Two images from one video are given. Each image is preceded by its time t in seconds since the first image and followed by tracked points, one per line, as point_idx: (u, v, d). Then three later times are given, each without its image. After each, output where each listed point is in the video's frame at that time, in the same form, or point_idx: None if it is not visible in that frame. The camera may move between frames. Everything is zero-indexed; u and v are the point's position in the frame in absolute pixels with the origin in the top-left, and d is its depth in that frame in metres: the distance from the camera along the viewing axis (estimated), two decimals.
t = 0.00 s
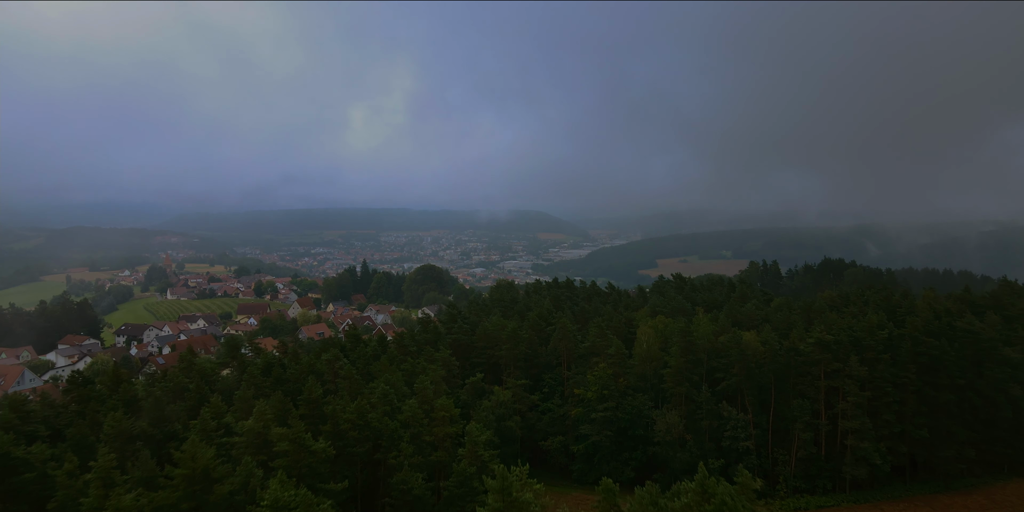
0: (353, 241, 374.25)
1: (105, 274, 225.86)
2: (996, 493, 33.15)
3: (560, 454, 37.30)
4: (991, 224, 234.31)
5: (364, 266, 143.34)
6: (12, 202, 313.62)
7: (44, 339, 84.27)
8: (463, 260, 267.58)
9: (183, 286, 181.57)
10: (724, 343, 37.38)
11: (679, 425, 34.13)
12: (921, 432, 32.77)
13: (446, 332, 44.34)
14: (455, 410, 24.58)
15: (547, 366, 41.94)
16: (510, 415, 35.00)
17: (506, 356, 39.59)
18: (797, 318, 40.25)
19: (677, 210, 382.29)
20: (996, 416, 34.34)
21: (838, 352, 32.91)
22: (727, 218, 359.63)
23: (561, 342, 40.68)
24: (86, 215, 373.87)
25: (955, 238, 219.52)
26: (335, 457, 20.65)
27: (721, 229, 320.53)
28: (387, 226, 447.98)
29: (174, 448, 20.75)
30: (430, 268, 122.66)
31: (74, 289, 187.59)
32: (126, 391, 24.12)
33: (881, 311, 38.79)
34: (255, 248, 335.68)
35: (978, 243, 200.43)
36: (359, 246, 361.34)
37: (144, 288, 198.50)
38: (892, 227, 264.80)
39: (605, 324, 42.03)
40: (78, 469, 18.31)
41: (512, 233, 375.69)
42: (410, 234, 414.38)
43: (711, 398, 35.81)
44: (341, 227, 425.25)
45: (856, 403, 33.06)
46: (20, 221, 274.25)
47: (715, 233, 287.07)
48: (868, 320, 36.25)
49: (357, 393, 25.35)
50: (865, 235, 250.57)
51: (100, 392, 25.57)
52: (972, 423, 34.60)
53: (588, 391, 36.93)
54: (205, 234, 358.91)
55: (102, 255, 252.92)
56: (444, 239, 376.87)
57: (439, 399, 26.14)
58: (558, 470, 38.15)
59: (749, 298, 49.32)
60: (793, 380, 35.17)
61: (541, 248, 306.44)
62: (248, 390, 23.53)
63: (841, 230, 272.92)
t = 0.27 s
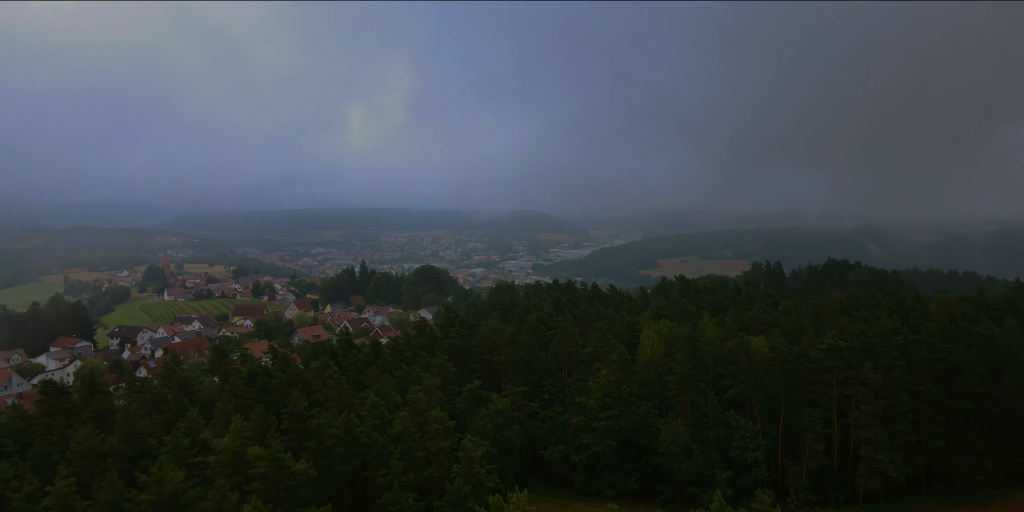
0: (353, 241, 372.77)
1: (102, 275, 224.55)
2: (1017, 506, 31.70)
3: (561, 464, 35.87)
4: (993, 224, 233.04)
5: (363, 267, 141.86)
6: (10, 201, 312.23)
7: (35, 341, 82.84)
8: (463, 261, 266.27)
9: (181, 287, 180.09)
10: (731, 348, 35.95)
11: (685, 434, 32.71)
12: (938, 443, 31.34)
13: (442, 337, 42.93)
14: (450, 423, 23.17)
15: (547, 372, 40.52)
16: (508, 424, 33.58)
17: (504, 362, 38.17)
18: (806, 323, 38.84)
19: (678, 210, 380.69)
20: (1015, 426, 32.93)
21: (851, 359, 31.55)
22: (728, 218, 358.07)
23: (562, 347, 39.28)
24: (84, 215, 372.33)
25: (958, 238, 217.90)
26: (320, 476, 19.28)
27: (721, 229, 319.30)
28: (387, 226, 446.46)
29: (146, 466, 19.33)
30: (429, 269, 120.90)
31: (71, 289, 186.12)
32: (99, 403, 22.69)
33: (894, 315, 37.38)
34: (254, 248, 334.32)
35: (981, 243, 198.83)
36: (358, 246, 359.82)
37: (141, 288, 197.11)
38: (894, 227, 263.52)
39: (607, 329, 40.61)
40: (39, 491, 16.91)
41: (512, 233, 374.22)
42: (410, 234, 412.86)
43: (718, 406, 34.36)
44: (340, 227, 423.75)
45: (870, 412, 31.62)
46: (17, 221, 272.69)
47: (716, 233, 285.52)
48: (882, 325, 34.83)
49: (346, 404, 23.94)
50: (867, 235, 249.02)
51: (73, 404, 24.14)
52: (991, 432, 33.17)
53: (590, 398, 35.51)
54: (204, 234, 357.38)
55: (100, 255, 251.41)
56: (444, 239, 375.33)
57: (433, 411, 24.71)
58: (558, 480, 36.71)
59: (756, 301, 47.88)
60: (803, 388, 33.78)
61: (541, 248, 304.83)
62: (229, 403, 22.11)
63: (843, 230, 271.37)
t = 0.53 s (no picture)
0: (353, 241, 371.62)
1: (101, 275, 223.27)
2: None
3: (561, 475, 34.41)
4: (996, 224, 231.53)
5: (361, 267, 140.52)
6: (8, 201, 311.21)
7: (27, 343, 81.45)
8: (462, 260, 265.08)
9: (178, 287, 178.92)
10: (738, 354, 34.52)
11: (691, 445, 31.29)
12: (956, 453, 29.87)
13: (439, 341, 41.53)
14: (443, 437, 21.78)
15: (547, 378, 39.11)
16: (507, 433, 32.16)
17: (503, 368, 36.78)
18: (816, 327, 37.43)
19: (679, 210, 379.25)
20: None
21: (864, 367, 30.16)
22: (728, 218, 356.62)
23: (562, 352, 37.88)
24: (83, 214, 371.18)
25: (961, 238, 216.47)
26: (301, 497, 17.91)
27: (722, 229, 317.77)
28: (387, 226, 445.21)
29: (112, 487, 17.84)
30: (428, 269, 119.64)
31: (68, 290, 184.87)
32: (68, 417, 21.24)
33: (908, 320, 35.97)
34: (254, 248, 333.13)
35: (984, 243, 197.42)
36: (358, 246, 358.63)
37: (139, 289, 195.84)
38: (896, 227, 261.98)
39: (609, 333, 39.20)
40: None
41: (512, 233, 372.98)
42: (410, 233, 411.57)
43: (725, 414, 32.91)
44: (340, 227, 422.53)
45: (886, 421, 30.14)
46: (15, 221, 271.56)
47: (717, 233, 284.20)
48: (896, 331, 33.42)
49: (333, 417, 22.50)
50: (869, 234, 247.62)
51: (43, 417, 22.71)
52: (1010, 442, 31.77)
53: (591, 406, 34.05)
54: (203, 234, 356.20)
55: (98, 255, 250.29)
56: (444, 239, 374.13)
57: (426, 423, 23.32)
58: (559, 491, 35.27)
59: (762, 305, 46.48)
60: (814, 397, 32.37)
61: (541, 247, 303.50)
62: (207, 416, 20.73)
63: (845, 230, 269.93)
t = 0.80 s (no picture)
0: (353, 241, 370.49)
1: (99, 275, 222.12)
2: None
3: (561, 486, 32.96)
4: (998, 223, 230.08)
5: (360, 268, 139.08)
6: (7, 201, 310.10)
7: (18, 346, 80.01)
8: (462, 260, 263.81)
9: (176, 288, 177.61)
10: (747, 361, 33.11)
11: (698, 456, 29.86)
12: (977, 466, 28.43)
13: (435, 346, 40.10)
14: (436, 454, 20.39)
15: (547, 385, 37.69)
16: (505, 444, 30.73)
17: (501, 374, 35.35)
18: (827, 333, 36.01)
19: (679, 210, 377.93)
20: None
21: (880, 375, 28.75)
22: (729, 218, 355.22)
23: (563, 358, 36.47)
24: (82, 214, 369.94)
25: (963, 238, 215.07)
26: None
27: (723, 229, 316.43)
28: (387, 226, 443.94)
29: (72, 511, 16.40)
30: (427, 270, 118.24)
31: (65, 290, 183.56)
32: (33, 432, 19.84)
33: (923, 325, 34.56)
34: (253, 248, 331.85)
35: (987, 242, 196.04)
36: (357, 246, 357.38)
37: (137, 290, 194.78)
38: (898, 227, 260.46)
39: (612, 339, 37.78)
40: None
41: (513, 233, 371.68)
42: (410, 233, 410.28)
43: (733, 424, 31.45)
44: (340, 227, 421.27)
45: (903, 432, 28.69)
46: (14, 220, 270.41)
47: (718, 233, 282.84)
48: (912, 337, 32.00)
49: (317, 433, 21.08)
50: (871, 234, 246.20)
51: (9, 431, 21.30)
52: None
53: (593, 415, 32.59)
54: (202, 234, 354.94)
55: (96, 255, 249.07)
56: (444, 239, 372.90)
57: (418, 438, 21.90)
58: (559, 503, 33.81)
59: (769, 308, 45.05)
60: (827, 406, 30.93)
61: (541, 248, 302.14)
62: (182, 432, 19.32)
63: (846, 229, 268.48)
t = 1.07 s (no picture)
0: (353, 241, 369.18)
1: (97, 275, 220.90)
2: None
3: (562, 499, 31.50)
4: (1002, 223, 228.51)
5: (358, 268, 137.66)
6: (6, 200, 309.03)
7: (10, 348, 78.62)
8: (463, 260, 262.44)
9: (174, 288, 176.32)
10: (756, 368, 31.65)
11: (706, 469, 28.41)
12: (1001, 481, 26.92)
13: (431, 352, 38.64)
14: (427, 473, 18.95)
15: (547, 393, 36.23)
16: (503, 456, 29.28)
17: (499, 381, 33.91)
18: (840, 339, 34.53)
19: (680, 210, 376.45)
20: None
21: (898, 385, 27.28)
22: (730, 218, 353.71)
23: (564, 364, 35.02)
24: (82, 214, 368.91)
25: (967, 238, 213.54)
26: None
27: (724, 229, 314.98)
28: (387, 226, 442.75)
29: None
30: (427, 271, 116.85)
31: (62, 290, 182.27)
32: None
33: (940, 331, 33.09)
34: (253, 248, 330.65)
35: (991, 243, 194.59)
36: (357, 246, 356.03)
37: (135, 290, 193.35)
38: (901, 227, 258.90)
39: (615, 344, 36.33)
40: None
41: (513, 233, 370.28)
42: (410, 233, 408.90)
43: (743, 435, 29.97)
44: (340, 227, 419.93)
45: (922, 444, 27.22)
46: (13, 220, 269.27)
47: (720, 233, 281.35)
48: (930, 344, 30.53)
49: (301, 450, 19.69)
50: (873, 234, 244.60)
51: None
52: None
53: (596, 425, 31.14)
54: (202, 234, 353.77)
55: (95, 255, 247.81)
56: (444, 239, 371.66)
57: (409, 454, 20.48)
58: None
59: (777, 312, 43.56)
60: (841, 416, 29.45)
61: (542, 248, 300.73)
62: (153, 450, 17.89)
63: (848, 230, 266.94)
